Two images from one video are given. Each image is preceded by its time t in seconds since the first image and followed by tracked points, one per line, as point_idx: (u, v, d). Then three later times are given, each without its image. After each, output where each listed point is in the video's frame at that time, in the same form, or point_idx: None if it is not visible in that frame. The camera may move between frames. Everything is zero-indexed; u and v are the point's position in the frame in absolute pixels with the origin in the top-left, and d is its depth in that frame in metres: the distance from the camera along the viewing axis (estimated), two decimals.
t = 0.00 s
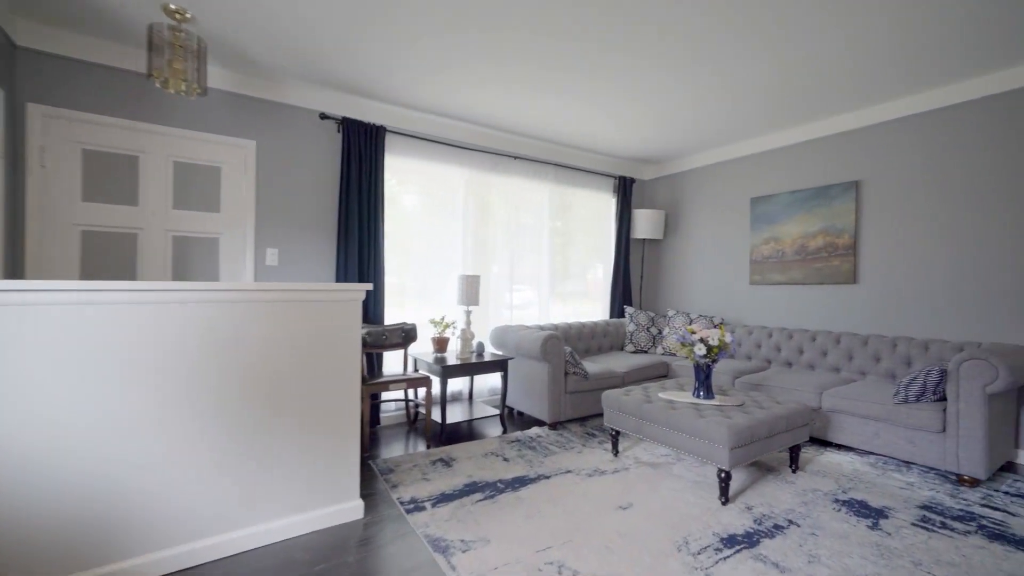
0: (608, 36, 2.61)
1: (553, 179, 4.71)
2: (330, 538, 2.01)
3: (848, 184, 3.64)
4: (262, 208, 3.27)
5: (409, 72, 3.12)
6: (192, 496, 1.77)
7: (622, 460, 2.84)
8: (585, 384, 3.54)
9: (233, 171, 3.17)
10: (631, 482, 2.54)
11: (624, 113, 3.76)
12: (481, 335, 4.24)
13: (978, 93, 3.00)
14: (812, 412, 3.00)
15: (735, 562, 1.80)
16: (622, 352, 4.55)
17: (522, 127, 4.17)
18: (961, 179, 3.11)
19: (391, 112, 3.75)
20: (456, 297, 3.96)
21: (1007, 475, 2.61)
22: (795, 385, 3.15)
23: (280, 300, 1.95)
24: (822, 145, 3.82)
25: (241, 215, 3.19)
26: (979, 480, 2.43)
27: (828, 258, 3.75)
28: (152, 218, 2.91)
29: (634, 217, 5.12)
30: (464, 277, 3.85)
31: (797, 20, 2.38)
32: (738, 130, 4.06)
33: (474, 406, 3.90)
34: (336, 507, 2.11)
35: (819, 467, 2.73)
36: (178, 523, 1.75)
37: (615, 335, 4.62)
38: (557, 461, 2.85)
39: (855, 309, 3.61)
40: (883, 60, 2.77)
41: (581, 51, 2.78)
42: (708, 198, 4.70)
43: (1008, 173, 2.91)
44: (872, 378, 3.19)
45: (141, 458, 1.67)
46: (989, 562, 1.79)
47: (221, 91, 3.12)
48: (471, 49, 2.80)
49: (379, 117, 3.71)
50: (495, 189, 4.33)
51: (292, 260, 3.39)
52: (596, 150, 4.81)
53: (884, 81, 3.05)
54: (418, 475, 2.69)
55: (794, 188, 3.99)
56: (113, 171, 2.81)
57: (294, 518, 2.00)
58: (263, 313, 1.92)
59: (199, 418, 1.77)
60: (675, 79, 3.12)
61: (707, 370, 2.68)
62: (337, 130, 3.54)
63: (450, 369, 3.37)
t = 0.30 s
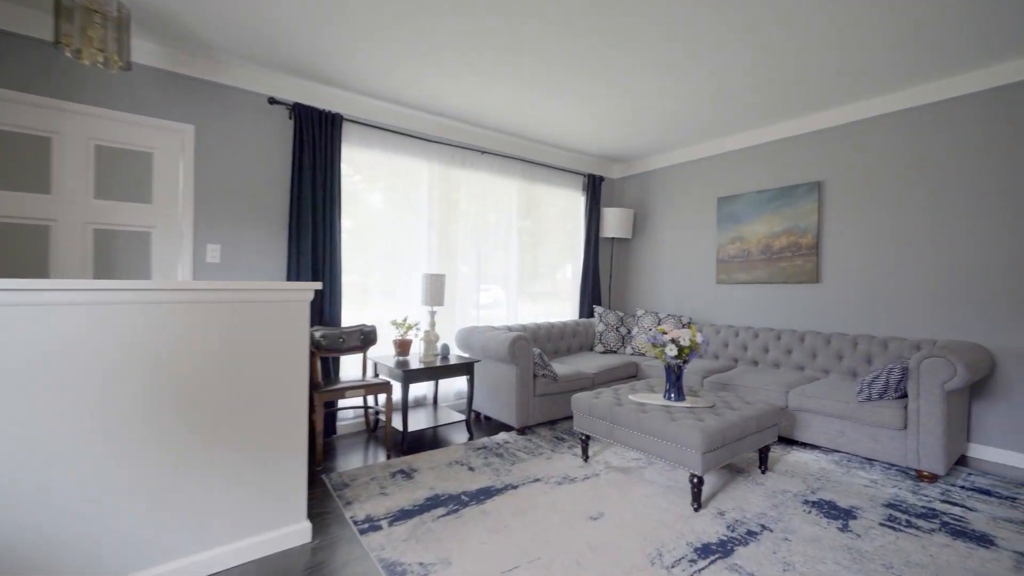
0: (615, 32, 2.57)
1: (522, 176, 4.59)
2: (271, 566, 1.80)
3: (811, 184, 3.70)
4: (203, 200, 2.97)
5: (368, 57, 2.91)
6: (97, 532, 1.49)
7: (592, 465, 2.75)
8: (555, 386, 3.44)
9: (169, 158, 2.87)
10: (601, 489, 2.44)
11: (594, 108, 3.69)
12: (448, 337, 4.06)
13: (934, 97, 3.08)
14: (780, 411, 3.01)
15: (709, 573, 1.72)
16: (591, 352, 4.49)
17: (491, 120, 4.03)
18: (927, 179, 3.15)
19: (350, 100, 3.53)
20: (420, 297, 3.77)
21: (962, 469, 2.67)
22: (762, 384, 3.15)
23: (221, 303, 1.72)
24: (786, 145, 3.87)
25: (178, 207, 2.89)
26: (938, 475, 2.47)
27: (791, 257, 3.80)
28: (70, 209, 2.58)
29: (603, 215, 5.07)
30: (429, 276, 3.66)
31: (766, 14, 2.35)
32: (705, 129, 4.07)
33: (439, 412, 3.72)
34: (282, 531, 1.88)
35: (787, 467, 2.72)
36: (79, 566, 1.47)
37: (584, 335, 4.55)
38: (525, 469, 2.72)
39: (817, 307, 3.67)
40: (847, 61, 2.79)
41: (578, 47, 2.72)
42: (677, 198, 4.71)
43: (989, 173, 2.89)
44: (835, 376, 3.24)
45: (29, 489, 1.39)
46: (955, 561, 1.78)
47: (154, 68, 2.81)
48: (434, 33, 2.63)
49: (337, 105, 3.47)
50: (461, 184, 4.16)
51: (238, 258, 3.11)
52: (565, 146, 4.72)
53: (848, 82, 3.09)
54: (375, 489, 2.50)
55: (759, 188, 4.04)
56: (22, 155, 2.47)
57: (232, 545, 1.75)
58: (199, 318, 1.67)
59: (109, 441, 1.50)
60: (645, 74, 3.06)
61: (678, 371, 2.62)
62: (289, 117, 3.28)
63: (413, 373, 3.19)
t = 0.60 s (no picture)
0: (612, 30, 2.60)
1: (487, 171, 4.44)
2: None
3: (773, 184, 3.74)
4: (128, 189, 2.64)
5: (320, 34, 2.69)
6: None
7: (559, 472, 2.63)
8: (522, 389, 3.32)
9: (85, 139, 2.53)
10: (569, 498, 2.32)
11: (561, 100, 3.59)
12: (408, 339, 3.86)
13: (890, 99, 3.17)
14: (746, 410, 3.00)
15: None
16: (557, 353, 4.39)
17: (455, 111, 3.87)
18: (882, 179, 3.23)
19: (301, 84, 3.28)
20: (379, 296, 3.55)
21: (917, 464, 2.74)
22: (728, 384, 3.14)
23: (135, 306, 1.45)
24: (750, 145, 3.90)
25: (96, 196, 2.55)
26: (897, 471, 2.51)
27: (754, 257, 3.84)
28: None
29: (569, 213, 5.00)
30: (387, 273, 3.45)
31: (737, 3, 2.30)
32: (672, 127, 4.06)
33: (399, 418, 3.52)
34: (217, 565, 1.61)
35: (753, 467, 2.70)
36: None
37: (551, 336, 4.46)
38: (490, 479, 2.57)
39: (779, 306, 3.72)
40: (811, 58, 2.80)
41: (574, 42, 2.72)
42: (643, 196, 4.70)
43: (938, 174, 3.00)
44: (797, 374, 3.27)
45: None
46: (922, 561, 1.77)
47: (68, 36, 2.47)
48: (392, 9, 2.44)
49: (286, 89, 3.21)
50: (423, 178, 3.96)
51: (171, 254, 2.79)
52: (532, 142, 4.62)
53: (812, 81, 3.12)
54: (324, 508, 2.29)
55: (723, 188, 4.06)
56: None
57: None
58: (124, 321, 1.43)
59: None
60: (614, 64, 2.97)
61: (646, 373, 2.54)
62: (231, 100, 2.99)
63: (371, 378, 2.98)
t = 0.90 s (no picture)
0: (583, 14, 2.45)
1: (456, 166, 4.31)
2: None
3: (742, 183, 3.75)
4: (51, 173, 2.37)
5: (272, 12, 2.50)
6: None
7: (529, 477, 2.52)
8: (491, 391, 3.19)
9: None
10: (538, 506, 2.21)
11: (533, 94, 3.49)
12: (372, 340, 3.67)
13: (856, 100, 3.21)
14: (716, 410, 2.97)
15: None
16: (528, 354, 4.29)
17: (423, 103, 3.74)
18: (848, 179, 3.27)
19: (256, 67, 3.07)
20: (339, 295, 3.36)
21: (882, 461, 2.76)
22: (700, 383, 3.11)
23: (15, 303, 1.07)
24: (720, 143, 3.91)
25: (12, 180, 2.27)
26: (864, 469, 2.52)
27: (724, 255, 3.84)
28: None
29: (541, 211, 4.92)
30: (347, 271, 3.26)
31: None
32: (643, 124, 4.03)
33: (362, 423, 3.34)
34: None
35: (725, 468, 2.67)
36: None
37: (522, 336, 4.40)
38: (456, 487, 2.43)
39: (748, 305, 3.73)
40: (781, 53, 2.79)
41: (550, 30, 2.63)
42: (615, 195, 4.68)
43: (900, 174, 3.05)
44: (766, 373, 3.27)
45: None
46: (893, 562, 1.75)
47: None
48: None
49: (238, 71, 3.00)
50: (388, 172, 3.79)
51: (104, 247, 2.53)
52: (503, 136, 4.52)
53: (782, 78, 3.12)
54: (274, 523, 2.08)
55: (693, 186, 4.06)
56: None
57: None
58: (88, 319, 1.17)
59: None
60: (586, 55, 2.89)
61: (618, 374, 2.46)
62: (173, 80, 2.74)
63: (330, 381, 2.79)
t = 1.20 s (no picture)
0: None
1: (424, 159, 4.14)
2: None
3: (715, 180, 3.70)
4: None
5: None
6: None
7: (496, 487, 2.38)
8: (459, 395, 3.04)
9: None
10: (505, 519, 2.07)
11: (504, 87, 3.35)
12: (333, 342, 3.46)
13: (827, 97, 3.19)
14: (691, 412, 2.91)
15: None
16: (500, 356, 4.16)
17: (389, 92, 3.56)
18: (820, 177, 3.25)
19: (201, 47, 2.82)
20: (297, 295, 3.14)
21: (855, 461, 2.73)
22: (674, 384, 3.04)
23: None
24: (694, 140, 3.86)
25: None
26: (838, 471, 2.48)
27: (698, 254, 3.79)
28: None
29: (513, 208, 4.80)
30: (304, 269, 3.04)
31: None
32: (618, 119, 3.95)
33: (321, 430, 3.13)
34: None
35: (700, 472, 2.59)
36: None
37: (494, 337, 4.29)
38: (418, 500, 2.26)
39: (722, 304, 3.69)
40: (756, 47, 2.73)
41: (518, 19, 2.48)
42: (589, 192, 4.60)
43: (870, 172, 3.04)
44: (740, 373, 3.23)
45: None
46: (871, 571, 1.68)
47: None
48: None
49: (181, 51, 2.74)
50: (351, 164, 3.59)
51: (19, 241, 2.26)
52: (473, 130, 4.37)
53: (756, 74, 3.07)
54: (210, 548, 1.87)
55: (667, 183, 4.01)
56: None
57: None
58: (37, 329, 0.83)
59: None
60: (558, 45, 2.76)
61: (591, 376, 2.35)
62: (102, 57, 2.46)
63: (282, 388, 2.58)
